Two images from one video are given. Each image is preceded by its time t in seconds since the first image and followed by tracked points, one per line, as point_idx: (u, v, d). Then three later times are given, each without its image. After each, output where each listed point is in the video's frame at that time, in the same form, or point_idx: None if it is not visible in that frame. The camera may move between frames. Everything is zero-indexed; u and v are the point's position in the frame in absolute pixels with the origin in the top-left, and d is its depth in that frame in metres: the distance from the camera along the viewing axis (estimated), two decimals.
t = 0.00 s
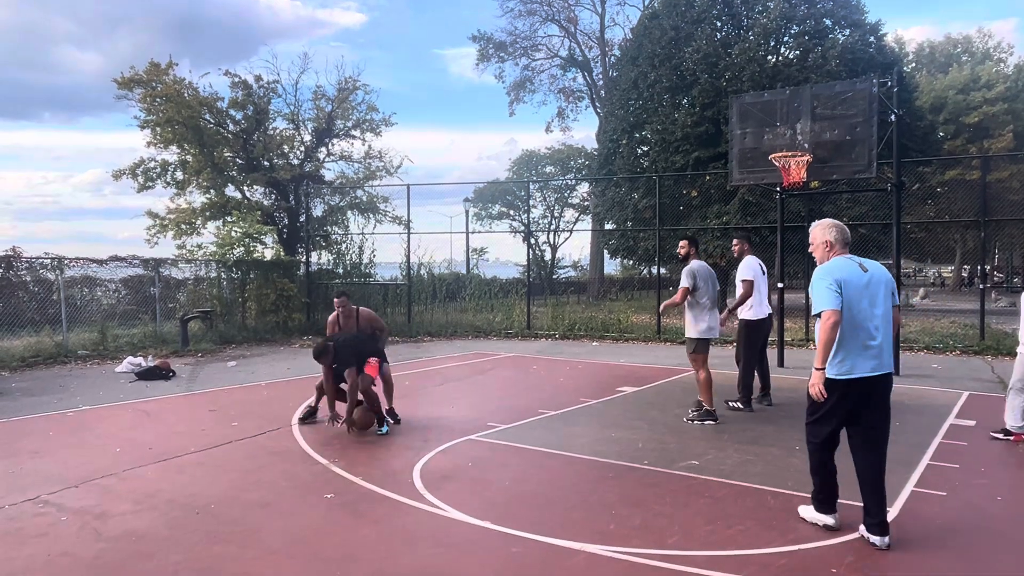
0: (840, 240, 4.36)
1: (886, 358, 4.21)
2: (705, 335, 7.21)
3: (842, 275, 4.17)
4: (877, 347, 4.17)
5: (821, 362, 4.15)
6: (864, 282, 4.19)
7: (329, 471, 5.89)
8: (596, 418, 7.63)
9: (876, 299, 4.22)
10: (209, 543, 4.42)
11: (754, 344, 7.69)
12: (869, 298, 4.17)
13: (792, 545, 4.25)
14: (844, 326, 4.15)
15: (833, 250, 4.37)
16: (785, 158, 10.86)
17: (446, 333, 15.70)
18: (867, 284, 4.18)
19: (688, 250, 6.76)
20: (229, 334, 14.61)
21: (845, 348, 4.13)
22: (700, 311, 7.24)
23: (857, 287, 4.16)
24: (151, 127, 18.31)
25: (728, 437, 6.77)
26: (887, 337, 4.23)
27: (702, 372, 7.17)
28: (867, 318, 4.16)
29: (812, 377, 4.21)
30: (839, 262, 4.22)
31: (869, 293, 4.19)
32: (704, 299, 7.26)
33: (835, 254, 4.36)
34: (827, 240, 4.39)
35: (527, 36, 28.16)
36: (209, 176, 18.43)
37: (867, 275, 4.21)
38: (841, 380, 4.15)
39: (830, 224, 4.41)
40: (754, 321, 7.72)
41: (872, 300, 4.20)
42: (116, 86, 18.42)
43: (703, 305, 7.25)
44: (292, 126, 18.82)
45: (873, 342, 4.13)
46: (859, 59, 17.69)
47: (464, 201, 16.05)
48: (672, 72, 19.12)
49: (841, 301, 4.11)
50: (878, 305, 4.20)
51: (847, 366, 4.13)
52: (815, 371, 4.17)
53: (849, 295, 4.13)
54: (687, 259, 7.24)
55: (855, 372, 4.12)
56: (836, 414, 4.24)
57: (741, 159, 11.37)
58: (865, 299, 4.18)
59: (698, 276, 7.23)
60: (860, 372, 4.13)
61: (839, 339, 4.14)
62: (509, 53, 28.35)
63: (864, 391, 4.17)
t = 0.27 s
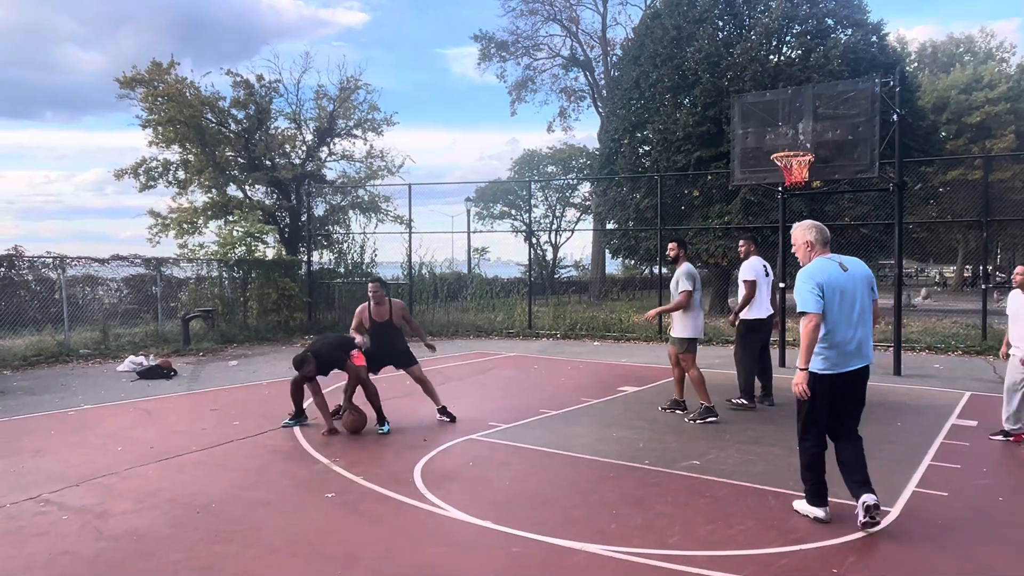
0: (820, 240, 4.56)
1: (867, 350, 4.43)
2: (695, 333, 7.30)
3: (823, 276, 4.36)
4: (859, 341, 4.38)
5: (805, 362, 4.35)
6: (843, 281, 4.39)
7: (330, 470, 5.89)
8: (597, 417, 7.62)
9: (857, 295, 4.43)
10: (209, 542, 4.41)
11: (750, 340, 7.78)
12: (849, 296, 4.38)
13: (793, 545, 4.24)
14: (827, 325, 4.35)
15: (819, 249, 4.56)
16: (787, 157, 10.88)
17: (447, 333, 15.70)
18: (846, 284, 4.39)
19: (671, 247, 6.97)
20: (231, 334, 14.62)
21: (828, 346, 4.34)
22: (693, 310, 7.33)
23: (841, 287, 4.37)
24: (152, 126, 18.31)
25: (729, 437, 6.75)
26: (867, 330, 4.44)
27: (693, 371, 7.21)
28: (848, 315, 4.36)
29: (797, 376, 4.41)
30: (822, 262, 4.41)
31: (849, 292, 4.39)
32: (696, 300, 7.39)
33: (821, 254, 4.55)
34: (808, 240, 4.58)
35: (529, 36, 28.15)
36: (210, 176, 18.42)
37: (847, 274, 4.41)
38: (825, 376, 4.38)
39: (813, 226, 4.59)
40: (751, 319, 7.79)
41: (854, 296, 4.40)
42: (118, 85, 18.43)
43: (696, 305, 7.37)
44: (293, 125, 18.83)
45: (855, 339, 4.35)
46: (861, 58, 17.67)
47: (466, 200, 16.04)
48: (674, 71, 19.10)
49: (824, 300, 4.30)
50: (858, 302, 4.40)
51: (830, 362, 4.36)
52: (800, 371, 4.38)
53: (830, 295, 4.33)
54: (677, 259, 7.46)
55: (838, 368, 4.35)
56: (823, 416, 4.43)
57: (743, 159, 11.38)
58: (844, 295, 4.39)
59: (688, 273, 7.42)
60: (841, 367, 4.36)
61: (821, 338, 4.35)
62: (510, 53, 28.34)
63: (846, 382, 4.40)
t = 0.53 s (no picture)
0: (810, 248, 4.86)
1: (854, 350, 4.58)
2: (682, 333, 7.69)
3: (799, 283, 4.69)
4: (844, 341, 4.56)
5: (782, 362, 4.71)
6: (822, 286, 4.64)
7: (332, 469, 5.89)
8: (599, 417, 7.62)
9: (840, 298, 4.62)
10: (211, 541, 4.42)
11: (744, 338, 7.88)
12: (828, 299, 4.61)
13: (795, 546, 4.24)
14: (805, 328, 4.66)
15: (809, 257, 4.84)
16: (790, 157, 10.88)
17: (449, 332, 15.71)
18: (826, 288, 4.63)
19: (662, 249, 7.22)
20: (233, 333, 14.64)
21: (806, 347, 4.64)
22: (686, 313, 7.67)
23: (820, 291, 4.63)
24: (155, 126, 18.34)
25: (731, 437, 6.75)
26: (855, 332, 4.60)
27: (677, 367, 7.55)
28: (827, 317, 4.59)
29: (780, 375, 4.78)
30: (800, 271, 4.72)
31: (829, 295, 4.62)
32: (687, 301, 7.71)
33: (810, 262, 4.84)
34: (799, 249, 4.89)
35: (531, 36, 28.15)
36: (213, 176, 18.45)
37: (827, 280, 4.66)
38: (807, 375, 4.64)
39: (804, 234, 4.90)
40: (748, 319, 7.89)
41: (836, 299, 4.62)
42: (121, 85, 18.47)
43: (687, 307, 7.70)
44: (296, 125, 18.86)
45: (835, 339, 4.55)
46: (864, 58, 17.65)
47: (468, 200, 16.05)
48: (676, 71, 19.09)
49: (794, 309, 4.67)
50: (839, 305, 4.60)
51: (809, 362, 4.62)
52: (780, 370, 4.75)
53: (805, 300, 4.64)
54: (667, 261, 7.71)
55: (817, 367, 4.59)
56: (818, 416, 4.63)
57: (746, 159, 11.41)
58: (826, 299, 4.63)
59: (680, 274, 7.65)
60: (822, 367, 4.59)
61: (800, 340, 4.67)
62: (513, 53, 28.34)
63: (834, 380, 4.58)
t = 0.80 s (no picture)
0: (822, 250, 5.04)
1: (847, 344, 4.68)
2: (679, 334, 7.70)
3: (796, 282, 4.94)
4: (829, 338, 4.71)
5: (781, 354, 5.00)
6: (817, 285, 4.84)
7: (334, 469, 5.90)
8: (601, 418, 7.62)
9: (835, 296, 4.76)
10: (213, 540, 4.43)
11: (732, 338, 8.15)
12: (821, 296, 4.79)
13: (797, 547, 4.23)
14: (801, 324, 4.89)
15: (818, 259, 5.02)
16: (793, 158, 10.84)
17: (452, 332, 15.71)
18: (821, 286, 4.82)
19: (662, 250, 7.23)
20: (235, 333, 14.67)
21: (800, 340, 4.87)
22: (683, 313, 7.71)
23: (810, 291, 4.85)
24: (158, 125, 18.37)
25: (733, 438, 6.75)
26: (850, 326, 4.71)
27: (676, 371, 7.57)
28: (819, 313, 4.77)
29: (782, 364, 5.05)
30: (794, 271, 4.98)
31: (822, 293, 4.80)
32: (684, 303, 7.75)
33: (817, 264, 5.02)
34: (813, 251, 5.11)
35: (533, 36, 28.16)
36: (216, 175, 18.49)
37: (824, 280, 4.84)
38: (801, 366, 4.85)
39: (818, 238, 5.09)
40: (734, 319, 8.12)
41: (823, 298, 4.78)
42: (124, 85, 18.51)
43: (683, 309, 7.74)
44: (298, 125, 18.88)
45: (823, 333, 4.72)
46: (867, 58, 17.64)
47: (470, 200, 16.07)
48: (679, 71, 19.08)
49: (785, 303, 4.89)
50: (833, 302, 4.75)
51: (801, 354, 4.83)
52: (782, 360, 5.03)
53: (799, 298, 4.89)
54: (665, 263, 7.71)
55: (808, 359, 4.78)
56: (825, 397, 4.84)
57: (748, 159, 11.39)
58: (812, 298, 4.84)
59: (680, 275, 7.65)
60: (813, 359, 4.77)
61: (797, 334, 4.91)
62: (515, 53, 28.35)
63: (822, 376, 4.73)
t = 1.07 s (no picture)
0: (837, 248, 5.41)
1: (851, 339, 5.06)
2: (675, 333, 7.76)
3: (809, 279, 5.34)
4: (831, 331, 5.13)
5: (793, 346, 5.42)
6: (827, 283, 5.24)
7: (337, 468, 5.90)
8: (603, 417, 7.62)
9: (842, 293, 5.15)
10: (217, 539, 4.44)
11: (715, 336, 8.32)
12: (828, 293, 5.19)
13: (801, 547, 4.23)
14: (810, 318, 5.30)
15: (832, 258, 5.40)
16: (796, 157, 10.79)
17: (455, 332, 15.71)
18: (829, 284, 5.22)
19: (662, 249, 7.32)
20: (238, 332, 14.68)
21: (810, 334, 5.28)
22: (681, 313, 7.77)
23: (819, 288, 5.25)
24: (162, 125, 18.39)
25: (736, 438, 6.75)
26: (853, 323, 5.09)
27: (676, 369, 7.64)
28: (826, 310, 5.18)
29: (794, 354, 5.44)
30: (809, 269, 5.37)
31: (830, 290, 5.20)
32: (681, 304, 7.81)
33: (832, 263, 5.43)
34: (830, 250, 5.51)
35: (536, 36, 28.15)
36: (219, 175, 18.52)
37: (834, 278, 5.23)
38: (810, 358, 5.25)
39: (834, 236, 5.45)
40: (718, 314, 8.35)
41: (831, 295, 5.18)
42: (128, 84, 18.55)
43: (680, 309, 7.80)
44: (302, 124, 18.90)
45: (827, 328, 5.14)
46: (871, 58, 17.61)
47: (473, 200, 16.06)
48: (682, 71, 19.06)
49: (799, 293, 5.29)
50: (838, 299, 5.15)
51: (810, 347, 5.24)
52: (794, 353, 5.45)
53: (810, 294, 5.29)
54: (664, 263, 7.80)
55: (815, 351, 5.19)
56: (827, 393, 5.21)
57: (752, 159, 11.32)
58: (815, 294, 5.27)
59: (680, 276, 7.76)
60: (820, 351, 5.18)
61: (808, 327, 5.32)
62: (518, 52, 28.34)
63: (827, 367, 5.13)
